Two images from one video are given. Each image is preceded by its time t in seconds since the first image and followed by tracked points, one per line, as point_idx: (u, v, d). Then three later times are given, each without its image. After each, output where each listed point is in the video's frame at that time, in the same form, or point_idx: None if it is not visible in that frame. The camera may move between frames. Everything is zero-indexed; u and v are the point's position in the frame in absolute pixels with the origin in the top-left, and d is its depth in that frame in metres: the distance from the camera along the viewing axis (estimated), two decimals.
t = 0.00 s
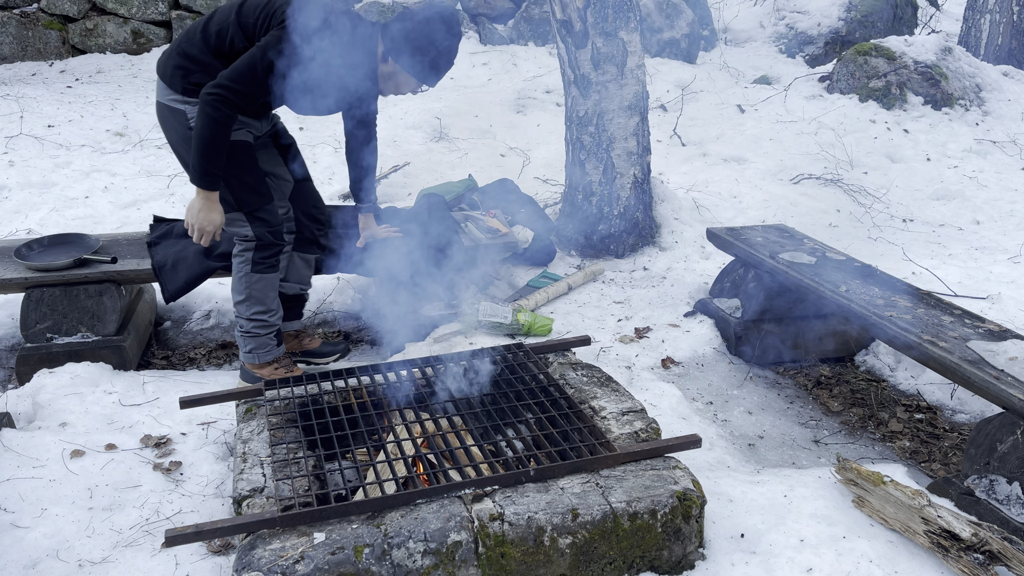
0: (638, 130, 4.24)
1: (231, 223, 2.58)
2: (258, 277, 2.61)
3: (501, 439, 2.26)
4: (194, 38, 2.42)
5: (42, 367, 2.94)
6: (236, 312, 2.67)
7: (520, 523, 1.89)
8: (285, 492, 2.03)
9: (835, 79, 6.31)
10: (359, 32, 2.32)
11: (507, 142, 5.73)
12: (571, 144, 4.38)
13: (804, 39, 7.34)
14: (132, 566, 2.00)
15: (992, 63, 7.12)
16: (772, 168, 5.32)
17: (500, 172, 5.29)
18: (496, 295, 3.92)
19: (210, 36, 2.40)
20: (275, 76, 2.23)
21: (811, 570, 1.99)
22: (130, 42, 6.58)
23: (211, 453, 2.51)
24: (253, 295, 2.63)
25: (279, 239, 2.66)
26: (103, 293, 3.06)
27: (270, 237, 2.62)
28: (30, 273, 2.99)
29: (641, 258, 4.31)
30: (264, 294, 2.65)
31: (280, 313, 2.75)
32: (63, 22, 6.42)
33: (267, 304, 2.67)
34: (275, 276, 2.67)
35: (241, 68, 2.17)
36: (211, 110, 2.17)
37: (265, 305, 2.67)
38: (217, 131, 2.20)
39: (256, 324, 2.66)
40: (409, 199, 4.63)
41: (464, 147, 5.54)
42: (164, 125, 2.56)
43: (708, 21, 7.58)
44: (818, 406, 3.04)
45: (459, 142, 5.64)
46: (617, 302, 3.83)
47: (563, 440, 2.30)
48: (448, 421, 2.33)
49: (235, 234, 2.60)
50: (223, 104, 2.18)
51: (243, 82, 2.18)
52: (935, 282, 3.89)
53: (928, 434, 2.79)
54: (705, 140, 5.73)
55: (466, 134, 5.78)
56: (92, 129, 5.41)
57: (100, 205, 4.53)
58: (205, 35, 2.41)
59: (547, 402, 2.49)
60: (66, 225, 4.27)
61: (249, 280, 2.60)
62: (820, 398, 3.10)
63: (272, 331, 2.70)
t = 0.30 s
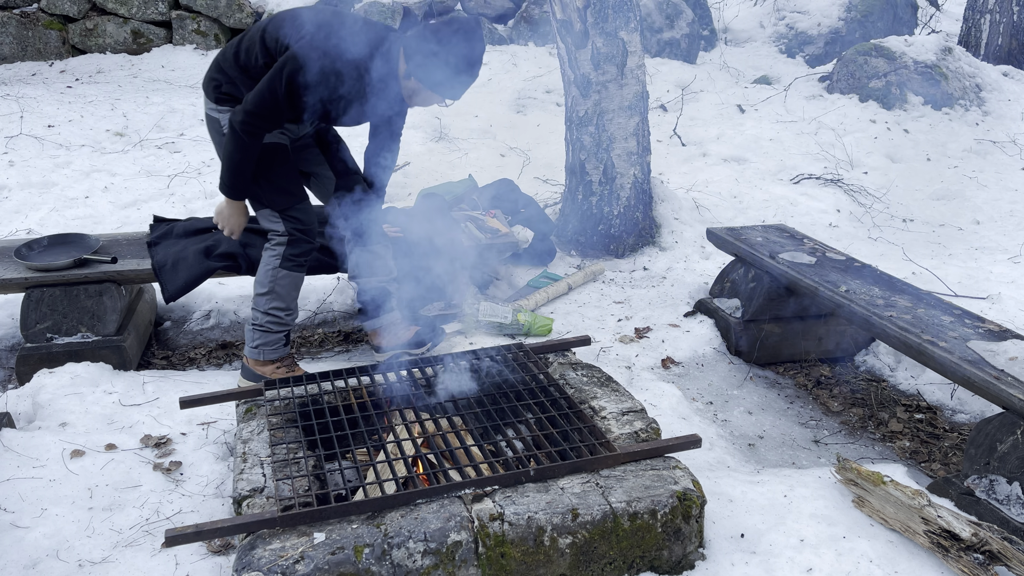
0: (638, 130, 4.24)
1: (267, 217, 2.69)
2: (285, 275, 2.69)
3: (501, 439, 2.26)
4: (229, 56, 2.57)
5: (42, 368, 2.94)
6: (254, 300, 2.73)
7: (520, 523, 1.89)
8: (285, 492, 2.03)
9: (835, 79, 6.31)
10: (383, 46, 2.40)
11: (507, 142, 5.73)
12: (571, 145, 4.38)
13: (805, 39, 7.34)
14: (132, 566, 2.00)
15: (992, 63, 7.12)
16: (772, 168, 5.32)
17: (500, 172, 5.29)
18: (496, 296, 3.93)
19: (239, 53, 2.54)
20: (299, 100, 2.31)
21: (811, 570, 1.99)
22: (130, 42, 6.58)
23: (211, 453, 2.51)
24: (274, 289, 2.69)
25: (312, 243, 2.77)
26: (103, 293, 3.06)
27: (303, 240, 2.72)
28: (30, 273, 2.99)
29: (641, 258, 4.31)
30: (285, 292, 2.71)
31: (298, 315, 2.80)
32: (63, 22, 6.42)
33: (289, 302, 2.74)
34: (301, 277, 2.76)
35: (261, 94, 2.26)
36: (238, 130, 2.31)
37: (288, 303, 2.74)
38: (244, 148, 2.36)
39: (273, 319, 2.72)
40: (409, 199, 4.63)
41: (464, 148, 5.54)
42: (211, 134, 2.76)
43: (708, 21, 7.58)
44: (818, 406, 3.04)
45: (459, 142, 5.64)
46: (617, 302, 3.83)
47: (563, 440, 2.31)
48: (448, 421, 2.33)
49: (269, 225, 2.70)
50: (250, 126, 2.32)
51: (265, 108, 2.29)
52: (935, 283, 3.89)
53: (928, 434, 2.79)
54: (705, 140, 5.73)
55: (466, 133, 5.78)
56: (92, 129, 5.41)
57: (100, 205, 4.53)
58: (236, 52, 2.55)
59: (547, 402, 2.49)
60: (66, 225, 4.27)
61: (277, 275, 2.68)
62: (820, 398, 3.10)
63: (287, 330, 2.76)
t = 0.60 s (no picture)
0: (638, 130, 4.24)
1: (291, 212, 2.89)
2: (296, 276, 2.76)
3: (501, 439, 2.26)
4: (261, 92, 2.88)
5: (42, 368, 2.94)
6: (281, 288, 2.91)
7: (520, 523, 1.89)
8: (285, 492, 2.03)
9: (835, 79, 6.31)
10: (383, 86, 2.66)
11: (507, 142, 5.73)
12: (571, 145, 4.38)
13: (804, 39, 7.34)
14: (132, 566, 2.00)
15: (992, 63, 7.11)
16: (772, 168, 5.32)
17: (500, 172, 5.29)
18: (496, 296, 3.93)
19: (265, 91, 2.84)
20: (282, 154, 2.55)
21: (811, 570, 1.99)
22: (130, 42, 6.58)
23: (211, 453, 2.51)
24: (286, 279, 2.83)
25: (326, 244, 2.81)
26: (103, 293, 3.06)
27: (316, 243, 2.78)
28: (30, 273, 2.99)
29: (641, 258, 4.31)
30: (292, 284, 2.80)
31: (317, 313, 2.88)
32: (63, 22, 6.43)
33: (304, 302, 2.81)
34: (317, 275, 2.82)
35: (257, 152, 2.59)
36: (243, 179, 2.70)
37: (304, 302, 2.82)
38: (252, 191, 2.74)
39: (289, 318, 2.81)
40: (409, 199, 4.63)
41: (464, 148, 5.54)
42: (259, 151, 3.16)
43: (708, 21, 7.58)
44: (818, 406, 3.04)
45: (459, 142, 5.64)
46: (617, 302, 3.83)
47: (563, 440, 2.31)
48: (449, 421, 2.33)
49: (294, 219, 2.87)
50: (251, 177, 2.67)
51: (261, 163, 2.61)
52: (935, 283, 3.89)
53: (928, 434, 2.79)
54: (705, 140, 5.72)
55: (466, 133, 5.78)
56: (92, 129, 5.40)
57: (100, 205, 4.53)
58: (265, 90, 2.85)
59: (547, 402, 2.49)
60: (66, 225, 4.27)
61: (291, 277, 2.77)
62: (820, 398, 3.10)
63: (304, 328, 2.83)
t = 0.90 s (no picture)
0: (638, 130, 4.24)
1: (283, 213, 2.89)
2: (277, 281, 2.69)
3: (501, 439, 2.26)
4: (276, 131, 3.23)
5: (42, 367, 2.94)
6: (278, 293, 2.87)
7: (520, 523, 1.89)
8: (285, 492, 2.03)
9: (835, 78, 6.31)
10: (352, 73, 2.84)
11: (507, 142, 5.73)
12: (571, 144, 4.37)
13: (804, 39, 7.34)
14: (132, 566, 2.00)
15: (992, 63, 7.11)
16: (772, 168, 5.32)
17: (500, 172, 5.29)
18: (495, 296, 3.94)
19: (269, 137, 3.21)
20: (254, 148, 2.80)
21: (811, 570, 1.99)
22: (130, 42, 6.59)
23: (211, 453, 2.51)
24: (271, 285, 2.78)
25: (300, 245, 2.72)
26: (103, 293, 3.06)
27: (294, 244, 2.71)
28: (30, 273, 2.99)
29: (641, 258, 4.31)
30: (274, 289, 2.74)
31: (306, 315, 2.80)
32: (63, 22, 6.44)
33: (290, 305, 2.74)
34: (301, 278, 2.73)
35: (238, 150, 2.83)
36: (231, 186, 2.93)
37: (289, 306, 2.74)
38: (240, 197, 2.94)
39: (276, 322, 2.75)
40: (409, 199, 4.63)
41: (464, 147, 5.54)
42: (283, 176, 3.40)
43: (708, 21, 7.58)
44: (818, 406, 3.04)
45: (459, 142, 5.64)
46: (617, 302, 3.83)
47: (563, 440, 2.31)
48: (449, 421, 2.33)
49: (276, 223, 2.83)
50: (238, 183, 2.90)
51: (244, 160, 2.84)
52: (935, 282, 3.89)
53: (928, 434, 2.79)
54: (705, 140, 5.72)
55: (466, 133, 5.78)
56: (92, 129, 5.40)
57: (100, 205, 4.53)
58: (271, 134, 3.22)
59: (547, 402, 2.49)
60: (66, 225, 4.27)
61: (273, 281, 2.70)
62: (820, 398, 3.10)
63: (292, 331, 2.76)
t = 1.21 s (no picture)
0: (638, 130, 4.23)
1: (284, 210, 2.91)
2: (275, 276, 2.69)
3: (501, 439, 2.26)
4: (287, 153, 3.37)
5: (42, 367, 2.94)
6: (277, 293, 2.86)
7: (521, 523, 1.89)
8: (285, 492, 2.03)
9: (835, 78, 6.31)
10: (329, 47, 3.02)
11: (507, 142, 5.73)
12: (571, 144, 4.37)
13: (805, 39, 7.34)
14: (132, 566, 2.00)
15: (992, 63, 7.11)
16: (772, 168, 5.32)
17: (500, 172, 5.29)
18: (496, 296, 3.94)
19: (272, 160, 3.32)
20: (252, 120, 2.94)
21: (811, 570, 1.99)
22: (130, 42, 6.59)
23: (211, 453, 2.51)
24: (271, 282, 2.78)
25: (300, 241, 2.74)
26: (103, 293, 3.06)
27: (293, 239, 2.72)
28: (29, 273, 2.99)
29: (641, 258, 4.30)
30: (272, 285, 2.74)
31: (303, 313, 2.79)
32: (63, 22, 6.44)
33: (287, 302, 2.73)
34: (299, 274, 2.73)
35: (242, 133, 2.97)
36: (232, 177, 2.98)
37: (287, 303, 2.73)
38: (235, 180, 2.97)
39: (274, 319, 2.75)
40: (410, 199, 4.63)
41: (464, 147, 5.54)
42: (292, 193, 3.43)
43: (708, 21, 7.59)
44: (818, 406, 3.04)
45: (459, 142, 5.64)
46: (617, 302, 3.83)
47: (563, 440, 2.31)
48: (449, 421, 2.33)
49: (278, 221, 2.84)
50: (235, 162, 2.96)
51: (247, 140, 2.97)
52: (935, 282, 3.89)
53: (928, 434, 2.79)
54: (705, 140, 5.72)
55: (466, 133, 5.78)
56: (92, 129, 5.40)
57: (100, 205, 4.53)
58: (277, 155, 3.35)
59: (547, 403, 2.49)
60: (66, 225, 4.27)
61: (271, 276, 2.71)
62: (820, 398, 3.10)
63: (290, 330, 2.76)
